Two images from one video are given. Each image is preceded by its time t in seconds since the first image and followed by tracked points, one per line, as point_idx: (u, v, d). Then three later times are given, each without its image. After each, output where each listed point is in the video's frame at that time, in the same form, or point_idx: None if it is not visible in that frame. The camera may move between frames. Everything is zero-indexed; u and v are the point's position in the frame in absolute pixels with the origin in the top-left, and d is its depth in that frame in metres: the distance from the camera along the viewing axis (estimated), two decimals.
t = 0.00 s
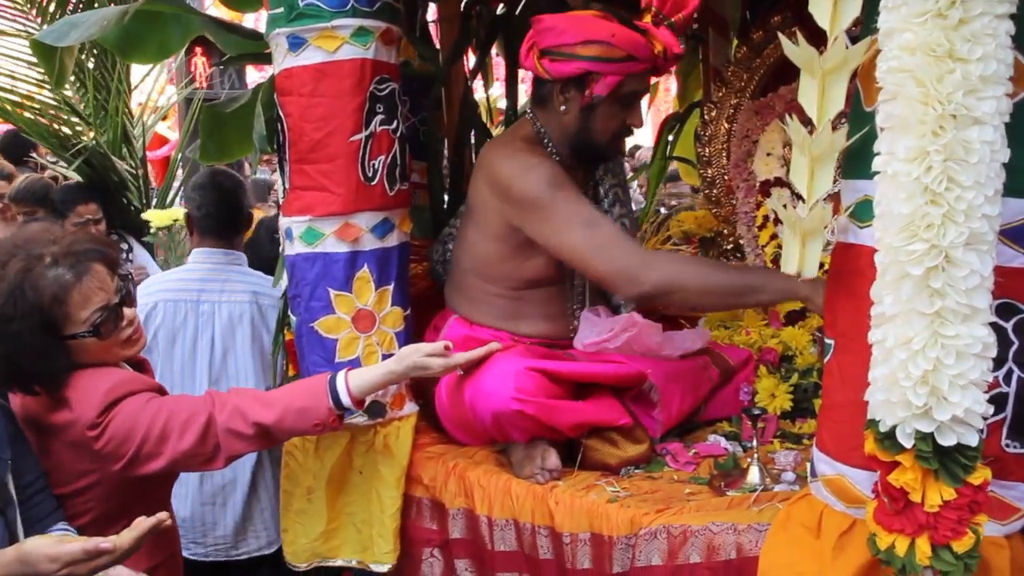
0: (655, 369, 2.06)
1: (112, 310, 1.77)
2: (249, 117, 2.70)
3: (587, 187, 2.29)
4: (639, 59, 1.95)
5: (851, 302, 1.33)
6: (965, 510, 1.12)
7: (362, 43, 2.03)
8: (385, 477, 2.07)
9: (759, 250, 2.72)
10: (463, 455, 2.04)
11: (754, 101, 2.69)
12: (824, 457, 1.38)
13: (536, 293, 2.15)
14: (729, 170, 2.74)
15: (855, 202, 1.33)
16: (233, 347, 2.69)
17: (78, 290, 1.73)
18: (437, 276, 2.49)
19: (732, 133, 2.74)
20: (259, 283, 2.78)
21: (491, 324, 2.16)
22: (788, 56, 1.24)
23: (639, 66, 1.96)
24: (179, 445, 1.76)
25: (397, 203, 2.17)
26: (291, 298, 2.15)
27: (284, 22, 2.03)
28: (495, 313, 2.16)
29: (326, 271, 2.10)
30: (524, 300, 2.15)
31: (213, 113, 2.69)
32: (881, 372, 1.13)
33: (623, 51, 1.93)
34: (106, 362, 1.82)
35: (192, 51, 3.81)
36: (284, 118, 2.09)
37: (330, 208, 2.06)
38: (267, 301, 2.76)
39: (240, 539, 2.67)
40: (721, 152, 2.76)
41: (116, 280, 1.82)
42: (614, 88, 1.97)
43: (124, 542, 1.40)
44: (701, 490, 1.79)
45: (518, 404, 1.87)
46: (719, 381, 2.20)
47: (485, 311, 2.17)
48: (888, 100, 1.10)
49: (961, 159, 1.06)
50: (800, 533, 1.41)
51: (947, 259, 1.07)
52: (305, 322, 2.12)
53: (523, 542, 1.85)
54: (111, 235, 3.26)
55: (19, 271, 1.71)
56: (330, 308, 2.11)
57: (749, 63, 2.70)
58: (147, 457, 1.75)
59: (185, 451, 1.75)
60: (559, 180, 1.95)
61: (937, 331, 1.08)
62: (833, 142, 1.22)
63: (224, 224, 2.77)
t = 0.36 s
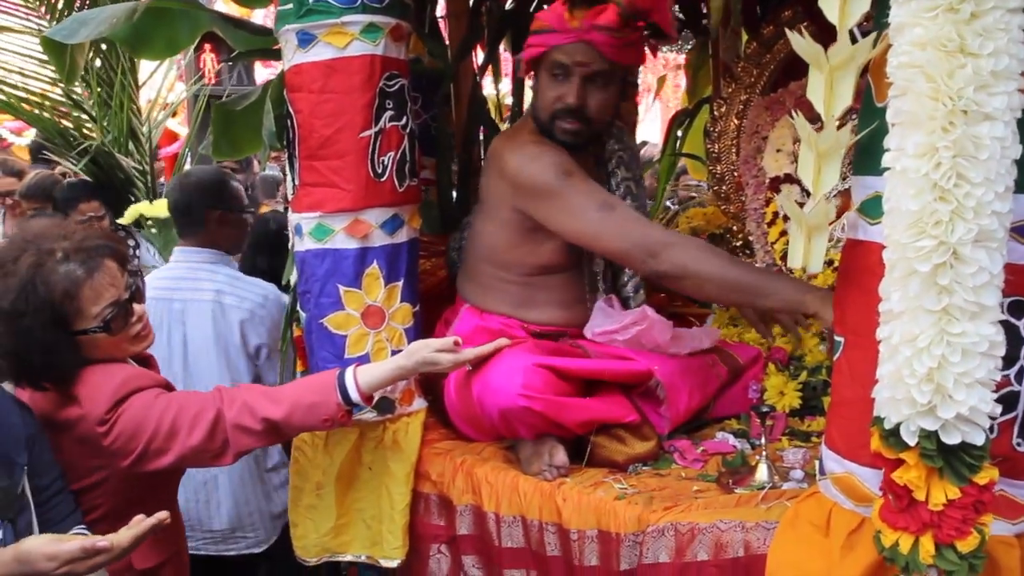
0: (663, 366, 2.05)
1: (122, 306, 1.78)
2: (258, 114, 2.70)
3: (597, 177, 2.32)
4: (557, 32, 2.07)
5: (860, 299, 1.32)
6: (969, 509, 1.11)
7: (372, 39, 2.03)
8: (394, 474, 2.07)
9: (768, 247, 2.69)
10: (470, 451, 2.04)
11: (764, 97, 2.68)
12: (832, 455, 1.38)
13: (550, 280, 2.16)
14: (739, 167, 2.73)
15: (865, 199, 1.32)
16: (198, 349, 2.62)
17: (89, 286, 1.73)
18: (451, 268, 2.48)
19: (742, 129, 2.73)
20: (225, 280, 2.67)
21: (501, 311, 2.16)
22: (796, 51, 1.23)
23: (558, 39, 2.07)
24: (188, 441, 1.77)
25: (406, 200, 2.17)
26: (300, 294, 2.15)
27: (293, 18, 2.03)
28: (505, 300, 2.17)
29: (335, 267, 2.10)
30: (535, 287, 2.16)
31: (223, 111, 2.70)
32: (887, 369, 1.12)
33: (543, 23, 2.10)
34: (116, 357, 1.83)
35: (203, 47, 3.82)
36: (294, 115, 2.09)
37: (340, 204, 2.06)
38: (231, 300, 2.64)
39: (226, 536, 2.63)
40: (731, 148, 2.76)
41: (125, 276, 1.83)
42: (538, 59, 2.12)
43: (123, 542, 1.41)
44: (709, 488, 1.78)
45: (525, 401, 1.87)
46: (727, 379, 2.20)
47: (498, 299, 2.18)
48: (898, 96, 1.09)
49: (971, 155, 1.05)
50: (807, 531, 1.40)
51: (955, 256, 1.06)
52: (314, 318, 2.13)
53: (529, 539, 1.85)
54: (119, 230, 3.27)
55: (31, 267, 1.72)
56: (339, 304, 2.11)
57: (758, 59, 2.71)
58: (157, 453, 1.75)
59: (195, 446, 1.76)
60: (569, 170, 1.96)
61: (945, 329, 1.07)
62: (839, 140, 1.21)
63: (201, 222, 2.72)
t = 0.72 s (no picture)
0: (675, 376, 2.03)
1: (133, 312, 1.78)
2: (270, 123, 2.71)
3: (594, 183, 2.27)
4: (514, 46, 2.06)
5: (877, 318, 1.31)
6: (987, 534, 1.10)
7: (383, 50, 2.03)
8: (401, 486, 2.06)
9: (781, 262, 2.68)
10: (480, 465, 2.03)
11: (777, 110, 2.67)
12: (846, 475, 1.36)
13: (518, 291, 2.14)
14: (752, 180, 2.74)
15: (881, 216, 1.30)
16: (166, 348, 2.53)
17: (99, 292, 1.74)
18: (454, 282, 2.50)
19: (755, 142, 2.74)
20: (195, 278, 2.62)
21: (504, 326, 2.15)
22: (815, 67, 1.22)
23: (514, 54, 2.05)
24: (200, 448, 1.77)
25: (416, 210, 2.16)
26: (310, 304, 2.15)
27: (305, 29, 2.05)
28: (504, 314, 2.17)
29: (345, 278, 2.09)
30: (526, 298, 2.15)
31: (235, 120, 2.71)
32: (902, 390, 1.10)
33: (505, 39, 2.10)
34: (126, 364, 1.83)
35: (218, 56, 3.84)
36: (305, 125, 2.09)
37: (349, 215, 2.06)
38: (193, 297, 2.54)
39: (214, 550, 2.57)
40: (743, 161, 2.77)
41: (136, 283, 1.83)
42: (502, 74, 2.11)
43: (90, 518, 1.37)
44: (720, 505, 1.76)
45: (534, 413, 1.85)
46: (739, 392, 2.18)
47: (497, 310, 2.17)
48: (914, 113, 1.08)
49: (988, 174, 1.03)
50: (820, 551, 1.38)
51: (973, 275, 1.05)
52: (322, 329, 2.12)
53: (539, 554, 1.84)
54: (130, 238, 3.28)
55: (42, 274, 1.72)
56: (348, 315, 2.11)
57: (772, 71, 2.71)
58: (167, 461, 1.75)
59: (207, 454, 1.76)
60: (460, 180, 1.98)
61: (961, 350, 1.06)
62: (860, 156, 1.20)
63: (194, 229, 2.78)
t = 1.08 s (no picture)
0: (708, 393, 1.97)
1: (161, 318, 1.78)
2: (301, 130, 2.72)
3: (592, 187, 2.25)
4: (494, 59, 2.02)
5: (926, 333, 1.27)
6: None
7: (405, 62, 2.04)
8: (419, 489, 2.07)
9: (818, 270, 2.63)
10: (513, 477, 2.01)
11: (814, 116, 2.62)
12: (893, 494, 1.32)
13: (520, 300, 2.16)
14: (789, 188, 2.68)
15: (927, 227, 1.27)
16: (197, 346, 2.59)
17: (127, 296, 1.75)
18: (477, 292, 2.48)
19: (791, 148, 2.68)
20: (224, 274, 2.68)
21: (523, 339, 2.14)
22: (853, 73, 1.19)
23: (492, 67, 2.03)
24: (208, 466, 1.74)
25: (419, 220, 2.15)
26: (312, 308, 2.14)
27: (328, 37, 2.04)
28: (526, 330, 2.14)
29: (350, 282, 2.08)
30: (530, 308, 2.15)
31: (272, 130, 2.74)
32: (958, 408, 1.07)
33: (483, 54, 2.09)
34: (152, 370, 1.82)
35: (251, 65, 3.87)
36: (319, 133, 2.08)
37: (352, 222, 2.06)
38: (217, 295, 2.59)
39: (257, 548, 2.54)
40: (780, 168, 2.71)
41: (166, 290, 1.84)
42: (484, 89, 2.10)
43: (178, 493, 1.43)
44: (759, 521, 1.73)
45: (569, 423, 1.82)
46: (777, 402, 2.12)
47: (515, 325, 2.16)
48: (965, 121, 1.04)
49: None
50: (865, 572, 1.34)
51: None
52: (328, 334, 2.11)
53: (573, 568, 1.81)
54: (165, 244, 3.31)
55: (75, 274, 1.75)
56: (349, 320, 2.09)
57: (808, 77, 2.67)
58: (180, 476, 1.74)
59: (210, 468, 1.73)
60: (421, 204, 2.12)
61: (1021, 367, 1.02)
62: (899, 165, 1.16)
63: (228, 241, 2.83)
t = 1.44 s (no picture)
0: (736, 412, 1.94)
1: (172, 318, 1.93)
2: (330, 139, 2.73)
3: (596, 203, 2.17)
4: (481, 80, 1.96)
5: (970, 354, 1.23)
6: None
7: (421, 72, 2.03)
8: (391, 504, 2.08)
9: (853, 286, 2.59)
10: (540, 493, 1.98)
11: (850, 128, 2.59)
12: (934, 521, 1.28)
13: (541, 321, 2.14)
14: (823, 202, 2.64)
15: (976, 245, 1.22)
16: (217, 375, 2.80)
17: (140, 296, 1.92)
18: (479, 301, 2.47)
19: (827, 161, 2.63)
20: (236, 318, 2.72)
21: (545, 356, 2.12)
22: (902, 85, 1.14)
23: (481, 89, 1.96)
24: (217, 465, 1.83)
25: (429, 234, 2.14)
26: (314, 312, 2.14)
27: (349, 44, 2.04)
28: (549, 351, 2.13)
29: (345, 291, 2.07)
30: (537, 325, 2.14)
31: (301, 140, 2.75)
32: (1005, 435, 1.04)
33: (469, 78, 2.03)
34: (166, 371, 1.98)
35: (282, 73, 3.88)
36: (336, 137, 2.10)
37: (360, 230, 2.05)
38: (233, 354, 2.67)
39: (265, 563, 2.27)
40: (814, 181, 2.66)
41: (180, 290, 2.00)
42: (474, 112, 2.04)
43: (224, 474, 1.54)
44: (792, 543, 1.68)
45: (601, 445, 1.79)
46: (809, 420, 2.07)
47: (533, 343, 2.15)
48: (1014, 136, 1.01)
49: None
50: None
51: None
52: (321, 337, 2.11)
53: None
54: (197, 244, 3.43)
55: (92, 274, 1.93)
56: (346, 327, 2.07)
57: (845, 88, 2.63)
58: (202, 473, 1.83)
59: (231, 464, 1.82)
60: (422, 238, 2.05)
61: None
62: (953, 179, 1.13)
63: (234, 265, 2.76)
